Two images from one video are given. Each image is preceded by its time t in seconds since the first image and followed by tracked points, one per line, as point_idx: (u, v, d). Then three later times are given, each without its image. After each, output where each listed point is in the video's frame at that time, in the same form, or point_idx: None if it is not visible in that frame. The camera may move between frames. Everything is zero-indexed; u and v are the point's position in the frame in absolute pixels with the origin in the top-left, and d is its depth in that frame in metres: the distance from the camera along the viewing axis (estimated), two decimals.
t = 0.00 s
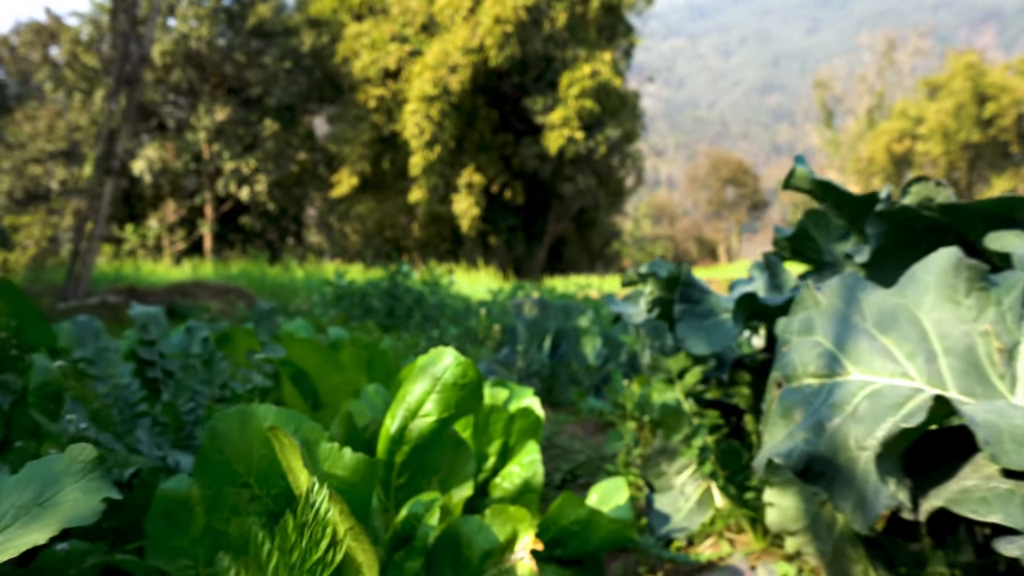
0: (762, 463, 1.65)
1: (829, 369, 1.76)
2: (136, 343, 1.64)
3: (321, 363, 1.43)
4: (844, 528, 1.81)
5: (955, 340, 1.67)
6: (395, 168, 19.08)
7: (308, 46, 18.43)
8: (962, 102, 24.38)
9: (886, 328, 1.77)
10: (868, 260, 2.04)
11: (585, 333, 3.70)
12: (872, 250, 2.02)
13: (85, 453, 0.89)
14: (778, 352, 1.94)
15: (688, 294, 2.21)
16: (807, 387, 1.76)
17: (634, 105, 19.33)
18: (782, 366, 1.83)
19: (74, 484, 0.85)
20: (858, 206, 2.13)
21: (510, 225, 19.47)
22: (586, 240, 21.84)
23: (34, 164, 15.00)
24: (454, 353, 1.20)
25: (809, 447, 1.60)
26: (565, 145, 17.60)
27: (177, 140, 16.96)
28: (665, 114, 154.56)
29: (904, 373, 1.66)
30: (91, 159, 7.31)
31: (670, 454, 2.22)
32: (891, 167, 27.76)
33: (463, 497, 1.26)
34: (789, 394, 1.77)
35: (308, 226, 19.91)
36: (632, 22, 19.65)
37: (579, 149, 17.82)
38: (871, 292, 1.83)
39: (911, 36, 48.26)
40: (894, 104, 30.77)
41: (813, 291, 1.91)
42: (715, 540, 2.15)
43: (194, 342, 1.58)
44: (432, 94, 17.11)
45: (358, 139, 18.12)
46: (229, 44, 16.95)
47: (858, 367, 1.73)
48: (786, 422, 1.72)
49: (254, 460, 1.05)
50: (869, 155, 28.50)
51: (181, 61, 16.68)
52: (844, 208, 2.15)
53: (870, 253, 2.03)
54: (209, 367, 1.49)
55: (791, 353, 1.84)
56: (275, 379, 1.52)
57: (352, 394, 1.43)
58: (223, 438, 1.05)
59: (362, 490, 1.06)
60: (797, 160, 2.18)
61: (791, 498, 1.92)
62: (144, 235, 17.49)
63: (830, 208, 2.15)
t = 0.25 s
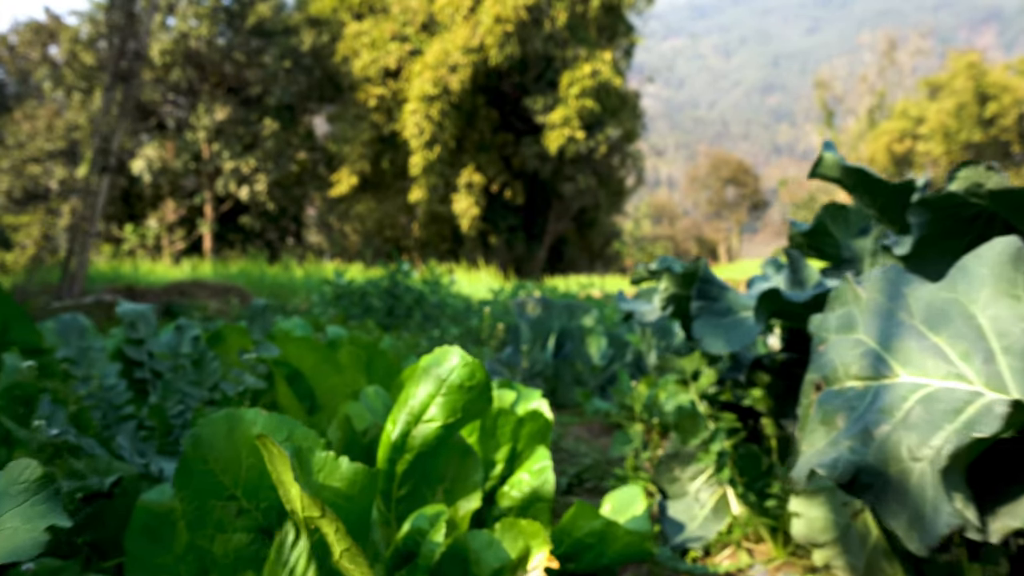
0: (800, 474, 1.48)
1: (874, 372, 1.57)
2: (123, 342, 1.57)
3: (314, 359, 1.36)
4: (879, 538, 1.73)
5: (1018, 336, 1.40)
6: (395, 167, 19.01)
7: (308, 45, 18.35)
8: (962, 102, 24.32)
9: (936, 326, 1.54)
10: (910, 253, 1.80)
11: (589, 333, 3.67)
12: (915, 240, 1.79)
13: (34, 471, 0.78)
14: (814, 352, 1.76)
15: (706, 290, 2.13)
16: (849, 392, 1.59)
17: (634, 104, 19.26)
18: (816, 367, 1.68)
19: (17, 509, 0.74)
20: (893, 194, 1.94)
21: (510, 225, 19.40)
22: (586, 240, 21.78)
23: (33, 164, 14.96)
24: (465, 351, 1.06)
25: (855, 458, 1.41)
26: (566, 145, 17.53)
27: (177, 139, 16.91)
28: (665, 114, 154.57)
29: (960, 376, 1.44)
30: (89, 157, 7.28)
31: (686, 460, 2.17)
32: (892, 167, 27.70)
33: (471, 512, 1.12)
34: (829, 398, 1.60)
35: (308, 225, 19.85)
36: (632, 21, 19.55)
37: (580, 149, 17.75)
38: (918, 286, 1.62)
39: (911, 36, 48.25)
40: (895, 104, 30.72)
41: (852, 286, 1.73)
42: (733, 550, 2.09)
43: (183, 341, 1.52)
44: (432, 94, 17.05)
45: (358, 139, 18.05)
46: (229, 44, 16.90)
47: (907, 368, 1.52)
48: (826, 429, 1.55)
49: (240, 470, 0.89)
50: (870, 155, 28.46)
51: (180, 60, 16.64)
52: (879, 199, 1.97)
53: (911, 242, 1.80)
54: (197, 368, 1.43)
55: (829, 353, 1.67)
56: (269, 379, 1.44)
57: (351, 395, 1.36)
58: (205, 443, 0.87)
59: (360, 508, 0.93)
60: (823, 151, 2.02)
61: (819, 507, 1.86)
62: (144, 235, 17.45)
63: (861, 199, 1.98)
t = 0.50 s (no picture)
0: (837, 487, 1.34)
1: (915, 375, 1.43)
2: (114, 344, 1.46)
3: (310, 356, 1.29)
4: (907, 553, 1.65)
5: None
6: (395, 167, 18.96)
7: (307, 44, 18.27)
8: (963, 102, 24.27)
9: (982, 326, 1.40)
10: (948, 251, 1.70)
11: (593, 333, 3.61)
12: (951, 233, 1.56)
13: None
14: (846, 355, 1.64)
15: (717, 288, 2.09)
16: (888, 397, 1.45)
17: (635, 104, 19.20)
18: (847, 370, 1.57)
19: None
20: (922, 186, 1.85)
21: (510, 225, 19.36)
22: (586, 240, 21.73)
23: (33, 163, 14.85)
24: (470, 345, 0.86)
25: (893, 470, 1.27)
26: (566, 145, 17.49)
27: (176, 139, 16.87)
28: (665, 114, 154.58)
29: (1013, 381, 1.30)
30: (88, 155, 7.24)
31: (698, 466, 2.15)
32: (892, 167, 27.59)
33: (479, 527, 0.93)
34: (867, 404, 1.46)
35: (308, 225, 19.79)
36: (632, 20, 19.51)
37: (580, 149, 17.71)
38: (963, 283, 1.49)
39: (911, 36, 48.18)
40: (896, 104, 30.68)
41: (887, 281, 1.60)
42: (748, 559, 2.13)
43: (176, 344, 1.41)
44: (432, 94, 16.99)
45: (358, 138, 17.98)
46: (229, 43, 16.85)
47: (952, 371, 1.38)
48: (861, 437, 1.40)
49: (231, 483, 0.73)
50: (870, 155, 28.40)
51: (180, 60, 16.59)
52: (906, 191, 1.87)
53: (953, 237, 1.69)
54: (189, 370, 1.33)
55: (863, 356, 1.56)
56: (266, 382, 1.36)
57: (350, 399, 1.29)
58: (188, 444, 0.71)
59: (359, 525, 0.75)
60: (849, 141, 1.93)
61: (842, 519, 1.83)
62: (144, 235, 17.42)
63: (886, 192, 1.89)
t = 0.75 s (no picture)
0: (879, 500, 1.25)
1: (957, 380, 1.29)
2: (102, 343, 1.37)
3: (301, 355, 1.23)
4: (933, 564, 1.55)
5: None
6: (395, 167, 18.91)
7: (307, 44, 18.23)
8: (964, 102, 24.22)
9: None
10: (979, 241, 1.69)
11: (596, 333, 3.55)
12: (990, 226, 1.67)
13: None
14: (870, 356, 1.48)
15: (732, 286, 2.02)
16: (926, 405, 1.31)
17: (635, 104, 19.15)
18: (879, 372, 1.40)
19: None
20: (951, 178, 1.81)
21: (510, 225, 19.32)
22: (586, 240, 21.68)
23: (32, 163, 14.83)
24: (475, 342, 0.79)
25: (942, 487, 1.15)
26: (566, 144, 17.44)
27: (176, 139, 16.82)
28: (665, 114, 154.57)
29: None
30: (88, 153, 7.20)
31: (708, 470, 2.17)
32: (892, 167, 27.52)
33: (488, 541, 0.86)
34: (905, 408, 1.32)
35: (308, 225, 19.75)
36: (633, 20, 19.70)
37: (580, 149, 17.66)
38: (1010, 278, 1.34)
39: (912, 35, 48.09)
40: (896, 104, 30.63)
41: (923, 279, 1.43)
42: (763, 567, 2.14)
43: (167, 343, 1.32)
44: (432, 94, 16.94)
45: (358, 138, 17.91)
46: (228, 42, 16.78)
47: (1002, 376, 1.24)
48: (899, 446, 1.29)
49: (216, 495, 0.64)
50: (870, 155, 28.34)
51: (179, 60, 16.55)
52: (933, 183, 1.85)
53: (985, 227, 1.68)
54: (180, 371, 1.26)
55: (899, 356, 1.39)
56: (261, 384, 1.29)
57: (347, 402, 1.21)
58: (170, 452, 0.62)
59: (357, 542, 0.65)
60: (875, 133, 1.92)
61: (865, 530, 1.82)
62: (143, 234, 17.39)
63: (907, 183, 1.86)
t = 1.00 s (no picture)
0: (949, 521, 1.13)
1: None
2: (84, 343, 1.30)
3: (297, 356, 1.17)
4: None
5: None
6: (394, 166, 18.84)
7: (307, 42, 18.14)
8: (965, 101, 24.16)
9: None
10: None
11: (601, 332, 3.51)
12: None
13: None
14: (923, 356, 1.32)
15: (754, 284, 1.93)
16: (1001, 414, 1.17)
17: (635, 103, 19.08)
18: (935, 375, 1.26)
19: None
20: (999, 165, 1.73)
21: (510, 224, 19.25)
22: (587, 239, 21.60)
23: (31, 162, 14.75)
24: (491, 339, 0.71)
25: None
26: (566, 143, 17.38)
27: (174, 138, 16.75)
28: (665, 113, 154.53)
29: None
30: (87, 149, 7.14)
31: (723, 477, 2.16)
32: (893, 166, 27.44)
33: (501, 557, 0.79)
34: (969, 417, 1.20)
35: (308, 224, 19.68)
36: (633, 19, 19.71)
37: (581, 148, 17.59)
38: None
39: (912, 34, 48.05)
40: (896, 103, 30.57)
41: (983, 271, 1.26)
42: None
43: (154, 343, 1.27)
44: (432, 92, 16.84)
45: (357, 137, 17.83)
46: (228, 41, 16.71)
47: None
48: (964, 459, 1.18)
49: (198, 514, 0.58)
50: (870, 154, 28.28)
51: (178, 58, 16.47)
52: (977, 171, 1.77)
53: None
54: (163, 372, 1.18)
55: (957, 357, 1.25)
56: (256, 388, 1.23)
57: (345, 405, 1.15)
58: (140, 466, 0.56)
59: (350, 567, 0.59)
60: (911, 120, 1.89)
61: (900, 543, 1.78)
62: (142, 233, 17.33)
63: (949, 169, 1.82)
